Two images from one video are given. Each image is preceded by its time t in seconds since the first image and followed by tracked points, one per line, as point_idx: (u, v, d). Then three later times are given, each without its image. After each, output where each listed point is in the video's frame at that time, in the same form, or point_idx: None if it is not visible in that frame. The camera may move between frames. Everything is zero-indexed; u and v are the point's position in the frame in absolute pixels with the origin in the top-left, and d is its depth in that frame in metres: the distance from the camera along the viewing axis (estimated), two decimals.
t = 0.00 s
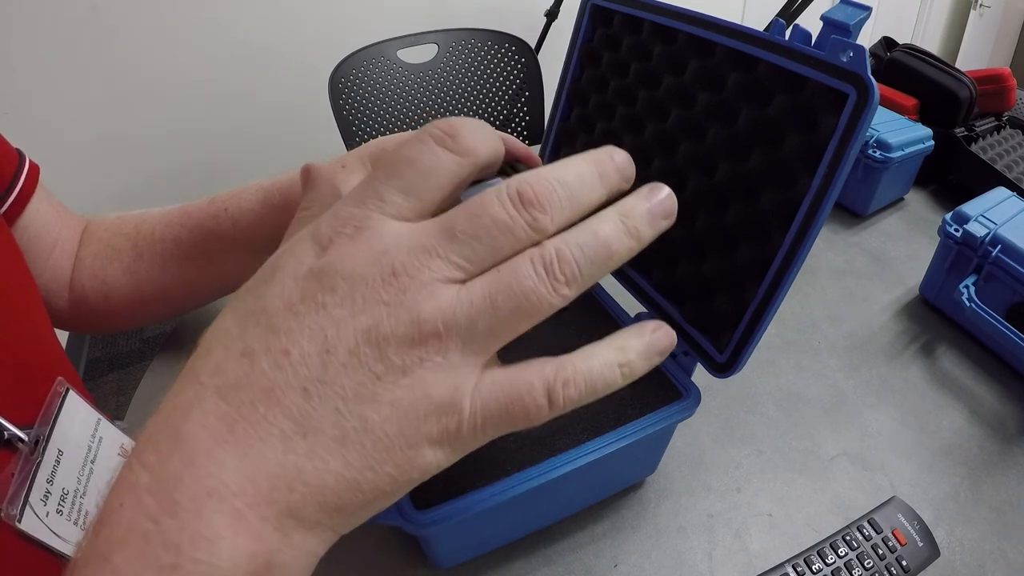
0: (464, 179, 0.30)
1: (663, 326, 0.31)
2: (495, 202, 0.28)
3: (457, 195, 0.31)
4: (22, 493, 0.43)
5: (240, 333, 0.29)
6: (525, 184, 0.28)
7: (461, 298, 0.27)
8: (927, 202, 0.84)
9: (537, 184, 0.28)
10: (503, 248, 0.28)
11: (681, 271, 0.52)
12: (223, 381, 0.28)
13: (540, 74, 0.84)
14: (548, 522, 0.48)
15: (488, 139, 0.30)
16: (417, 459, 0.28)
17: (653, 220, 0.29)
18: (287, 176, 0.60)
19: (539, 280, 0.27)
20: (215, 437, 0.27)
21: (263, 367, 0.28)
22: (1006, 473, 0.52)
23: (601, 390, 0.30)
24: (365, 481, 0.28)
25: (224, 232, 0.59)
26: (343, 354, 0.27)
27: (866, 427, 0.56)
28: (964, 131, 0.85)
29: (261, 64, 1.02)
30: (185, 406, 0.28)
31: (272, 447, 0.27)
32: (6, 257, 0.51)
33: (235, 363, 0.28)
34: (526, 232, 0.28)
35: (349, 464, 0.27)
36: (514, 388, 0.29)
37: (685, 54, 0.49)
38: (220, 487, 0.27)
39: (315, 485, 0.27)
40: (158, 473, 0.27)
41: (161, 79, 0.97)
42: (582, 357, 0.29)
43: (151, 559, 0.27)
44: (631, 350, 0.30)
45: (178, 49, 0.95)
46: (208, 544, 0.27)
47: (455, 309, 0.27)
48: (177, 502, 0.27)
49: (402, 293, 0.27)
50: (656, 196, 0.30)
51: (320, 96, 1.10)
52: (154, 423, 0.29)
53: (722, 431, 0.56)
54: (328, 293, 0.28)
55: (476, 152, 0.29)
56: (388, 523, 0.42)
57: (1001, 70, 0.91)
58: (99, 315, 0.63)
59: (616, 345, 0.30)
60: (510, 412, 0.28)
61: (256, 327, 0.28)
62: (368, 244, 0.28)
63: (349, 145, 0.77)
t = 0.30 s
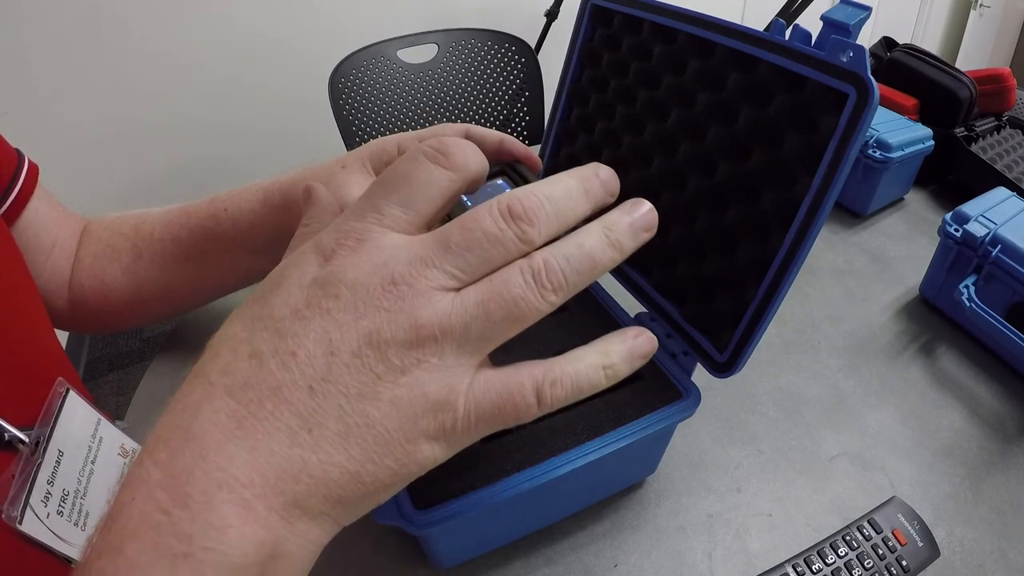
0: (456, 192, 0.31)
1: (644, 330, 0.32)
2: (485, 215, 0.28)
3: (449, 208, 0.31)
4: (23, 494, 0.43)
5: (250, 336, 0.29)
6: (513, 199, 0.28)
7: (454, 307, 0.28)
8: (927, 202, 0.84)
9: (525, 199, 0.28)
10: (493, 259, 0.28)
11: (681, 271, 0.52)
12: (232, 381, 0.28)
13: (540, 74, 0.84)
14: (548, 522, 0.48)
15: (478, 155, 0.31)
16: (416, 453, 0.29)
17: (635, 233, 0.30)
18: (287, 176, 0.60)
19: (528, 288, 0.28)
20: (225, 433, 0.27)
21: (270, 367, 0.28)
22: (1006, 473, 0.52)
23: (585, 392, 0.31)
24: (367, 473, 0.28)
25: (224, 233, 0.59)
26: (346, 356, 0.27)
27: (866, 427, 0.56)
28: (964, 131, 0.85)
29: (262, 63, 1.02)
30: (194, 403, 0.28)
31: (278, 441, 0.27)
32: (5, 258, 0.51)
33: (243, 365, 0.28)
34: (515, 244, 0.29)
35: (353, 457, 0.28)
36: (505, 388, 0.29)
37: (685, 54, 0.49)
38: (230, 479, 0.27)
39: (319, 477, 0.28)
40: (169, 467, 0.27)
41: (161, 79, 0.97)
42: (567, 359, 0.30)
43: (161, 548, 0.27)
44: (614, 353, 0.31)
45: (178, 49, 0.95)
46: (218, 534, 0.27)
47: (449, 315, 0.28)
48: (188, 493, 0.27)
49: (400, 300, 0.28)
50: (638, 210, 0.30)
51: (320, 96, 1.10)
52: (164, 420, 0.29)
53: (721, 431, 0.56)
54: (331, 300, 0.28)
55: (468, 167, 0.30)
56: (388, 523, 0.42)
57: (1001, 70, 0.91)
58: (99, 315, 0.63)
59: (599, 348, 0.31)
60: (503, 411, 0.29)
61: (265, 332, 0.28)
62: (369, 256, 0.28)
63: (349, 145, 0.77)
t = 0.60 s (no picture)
0: (471, 187, 0.30)
1: (650, 319, 0.32)
2: (495, 205, 0.29)
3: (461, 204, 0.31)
4: (24, 493, 0.42)
5: (266, 320, 0.29)
6: (523, 190, 0.29)
7: (466, 293, 0.28)
8: (927, 202, 0.84)
9: (534, 190, 0.29)
10: (503, 249, 0.29)
11: (681, 271, 0.52)
12: (248, 363, 0.28)
13: (540, 74, 0.84)
14: (548, 522, 0.48)
15: (494, 151, 0.31)
16: (429, 437, 0.29)
17: (640, 224, 0.30)
18: (287, 176, 0.60)
19: (537, 275, 0.28)
20: (242, 415, 0.27)
21: (286, 351, 0.28)
22: (1006, 473, 0.52)
23: (593, 378, 0.31)
24: (381, 455, 0.28)
25: (224, 233, 0.59)
26: (361, 340, 0.28)
27: (866, 427, 0.56)
28: (964, 131, 0.85)
29: (261, 64, 1.02)
30: (210, 387, 0.28)
31: (295, 422, 0.27)
32: (5, 258, 0.50)
33: (261, 349, 0.28)
34: (524, 234, 0.29)
35: (367, 438, 0.28)
36: (515, 374, 0.29)
37: (685, 53, 0.49)
38: (247, 459, 0.27)
39: (335, 458, 0.28)
40: (186, 448, 0.27)
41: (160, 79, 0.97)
42: (575, 346, 0.30)
43: (178, 527, 0.27)
44: (621, 341, 0.31)
45: (178, 49, 0.95)
46: (236, 513, 0.27)
47: (462, 301, 0.28)
48: (205, 473, 0.27)
49: (414, 285, 0.28)
50: (642, 204, 0.31)
51: (320, 96, 1.10)
52: (181, 403, 0.29)
53: (721, 431, 0.56)
54: (347, 285, 0.28)
55: (483, 163, 0.30)
56: (387, 522, 0.42)
57: (1001, 70, 0.91)
58: (99, 315, 0.63)
59: (606, 336, 0.31)
60: (512, 396, 0.29)
61: (281, 315, 0.28)
62: (383, 244, 0.29)
63: (349, 145, 0.77)
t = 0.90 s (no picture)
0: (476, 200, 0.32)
1: (654, 319, 0.33)
2: (503, 209, 0.29)
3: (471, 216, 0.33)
4: (24, 493, 0.42)
5: (292, 307, 0.29)
6: (528, 197, 0.30)
7: (477, 288, 0.28)
8: (927, 202, 0.84)
9: (539, 196, 0.30)
10: (511, 250, 0.29)
11: (681, 271, 0.52)
12: (274, 344, 0.28)
13: (540, 74, 0.84)
14: (548, 522, 0.48)
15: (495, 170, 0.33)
16: (442, 420, 0.29)
17: (642, 229, 0.31)
18: (287, 176, 0.60)
19: (544, 271, 0.29)
20: (264, 390, 0.27)
21: (312, 332, 0.28)
22: (1006, 473, 0.52)
23: (598, 373, 0.31)
24: (395, 435, 0.28)
25: (224, 232, 0.59)
26: (383, 323, 0.28)
27: (866, 427, 0.56)
28: (964, 131, 0.85)
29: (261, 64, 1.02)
30: (231, 368, 0.27)
31: (315, 397, 0.27)
32: (4, 259, 0.50)
33: (286, 331, 0.28)
34: (531, 236, 0.30)
35: (384, 417, 0.28)
36: (524, 363, 0.29)
37: (685, 54, 0.49)
38: (268, 433, 0.26)
39: (354, 433, 0.27)
40: (207, 423, 0.27)
41: (160, 80, 0.97)
42: (582, 340, 0.30)
43: (196, 501, 0.26)
44: (626, 339, 0.31)
45: (178, 49, 0.95)
46: (253, 485, 0.26)
47: (472, 295, 0.28)
48: (223, 446, 0.26)
49: (430, 277, 0.28)
50: (643, 211, 0.31)
51: (320, 96, 1.10)
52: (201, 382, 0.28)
53: (721, 431, 0.56)
54: (367, 274, 0.29)
55: (486, 177, 0.32)
56: (386, 522, 0.42)
57: (1001, 70, 0.91)
58: (100, 315, 0.63)
59: (612, 333, 0.31)
60: (523, 384, 0.29)
61: (306, 302, 0.29)
62: (406, 242, 0.29)
63: (349, 145, 0.77)
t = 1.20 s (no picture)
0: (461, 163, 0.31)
1: (655, 302, 0.31)
2: (481, 180, 0.29)
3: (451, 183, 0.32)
4: (24, 493, 0.42)
5: (249, 308, 0.29)
6: (511, 163, 0.29)
7: (452, 271, 0.28)
8: (928, 202, 0.84)
9: (523, 162, 0.29)
10: (491, 225, 0.29)
11: (681, 271, 0.52)
12: (230, 353, 0.28)
13: (540, 74, 0.84)
14: (548, 522, 0.48)
15: (483, 128, 0.31)
16: (414, 426, 0.29)
17: (641, 195, 0.30)
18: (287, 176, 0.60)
19: (526, 252, 0.28)
20: (222, 405, 0.27)
21: (267, 339, 0.28)
22: (1007, 474, 0.52)
23: (592, 363, 0.30)
24: (362, 446, 0.28)
25: (224, 233, 0.59)
26: (343, 324, 0.28)
27: (866, 427, 0.56)
28: (964, 131, 0.85)
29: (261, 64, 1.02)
30: (191, 375, 0.28)
31: (274, 412, 0.27)
32: (4, 261, 0.50)
33: (242, 336, 0.28)
34: (513, 209, 0.29)
35: (347, 428, 0.28)
36: (507, 356, 0.29)
37: (685, 54, 0.49)
38: (227, 450, 0.27)
39: (313, 448, 0.27)
40: (168, 439, 0.27)
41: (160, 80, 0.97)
42: (573, 330, 0.30)
43: (158, 520, 0.27)
44: (623, 325, 0.31)
45: (178, 49, 0.95)
46: (213, 505, 0.27)
47: (447, 279, 0.28)
48: (184, 465, 0.27)
49: (397, 267, 0.28)
50: (643, 173, 0.30)
51: (320, 96, 1.10)
52: (164, 395, 0.29)
53: (721, 431, 0.56)
54: (328, 268, 0.29)
55: (470, 141, 0.30)
56: (387, 523, 0.42)
57: (1001, 70, 0.91)
58: (99, 315, 0.63)
59: (606, 320, 0.31)
60: (504, 381, 0.28)
61: (263, 303, 0.29)
62: (367, 223, 0.29)
63: (349, 145, 0.77)
